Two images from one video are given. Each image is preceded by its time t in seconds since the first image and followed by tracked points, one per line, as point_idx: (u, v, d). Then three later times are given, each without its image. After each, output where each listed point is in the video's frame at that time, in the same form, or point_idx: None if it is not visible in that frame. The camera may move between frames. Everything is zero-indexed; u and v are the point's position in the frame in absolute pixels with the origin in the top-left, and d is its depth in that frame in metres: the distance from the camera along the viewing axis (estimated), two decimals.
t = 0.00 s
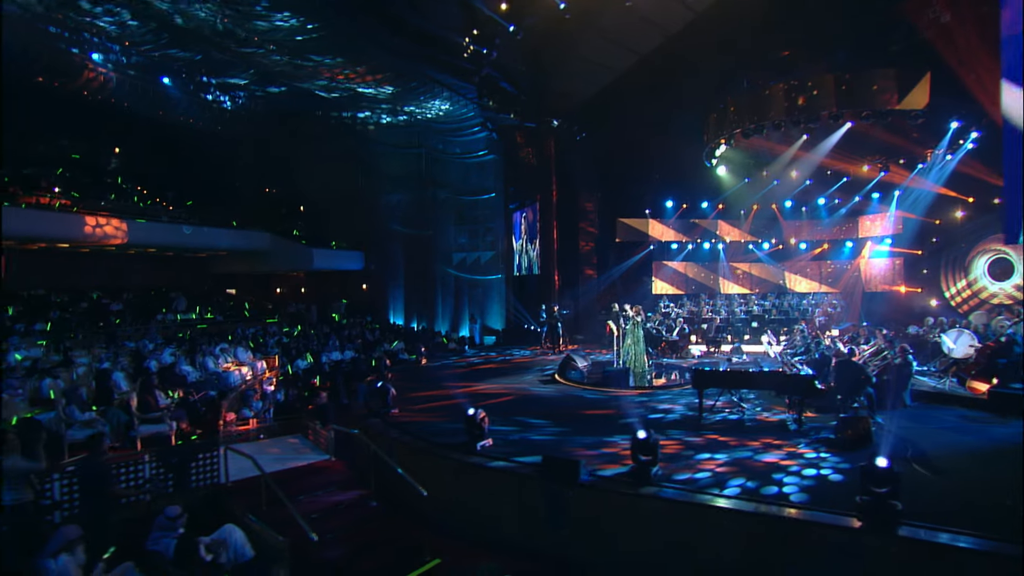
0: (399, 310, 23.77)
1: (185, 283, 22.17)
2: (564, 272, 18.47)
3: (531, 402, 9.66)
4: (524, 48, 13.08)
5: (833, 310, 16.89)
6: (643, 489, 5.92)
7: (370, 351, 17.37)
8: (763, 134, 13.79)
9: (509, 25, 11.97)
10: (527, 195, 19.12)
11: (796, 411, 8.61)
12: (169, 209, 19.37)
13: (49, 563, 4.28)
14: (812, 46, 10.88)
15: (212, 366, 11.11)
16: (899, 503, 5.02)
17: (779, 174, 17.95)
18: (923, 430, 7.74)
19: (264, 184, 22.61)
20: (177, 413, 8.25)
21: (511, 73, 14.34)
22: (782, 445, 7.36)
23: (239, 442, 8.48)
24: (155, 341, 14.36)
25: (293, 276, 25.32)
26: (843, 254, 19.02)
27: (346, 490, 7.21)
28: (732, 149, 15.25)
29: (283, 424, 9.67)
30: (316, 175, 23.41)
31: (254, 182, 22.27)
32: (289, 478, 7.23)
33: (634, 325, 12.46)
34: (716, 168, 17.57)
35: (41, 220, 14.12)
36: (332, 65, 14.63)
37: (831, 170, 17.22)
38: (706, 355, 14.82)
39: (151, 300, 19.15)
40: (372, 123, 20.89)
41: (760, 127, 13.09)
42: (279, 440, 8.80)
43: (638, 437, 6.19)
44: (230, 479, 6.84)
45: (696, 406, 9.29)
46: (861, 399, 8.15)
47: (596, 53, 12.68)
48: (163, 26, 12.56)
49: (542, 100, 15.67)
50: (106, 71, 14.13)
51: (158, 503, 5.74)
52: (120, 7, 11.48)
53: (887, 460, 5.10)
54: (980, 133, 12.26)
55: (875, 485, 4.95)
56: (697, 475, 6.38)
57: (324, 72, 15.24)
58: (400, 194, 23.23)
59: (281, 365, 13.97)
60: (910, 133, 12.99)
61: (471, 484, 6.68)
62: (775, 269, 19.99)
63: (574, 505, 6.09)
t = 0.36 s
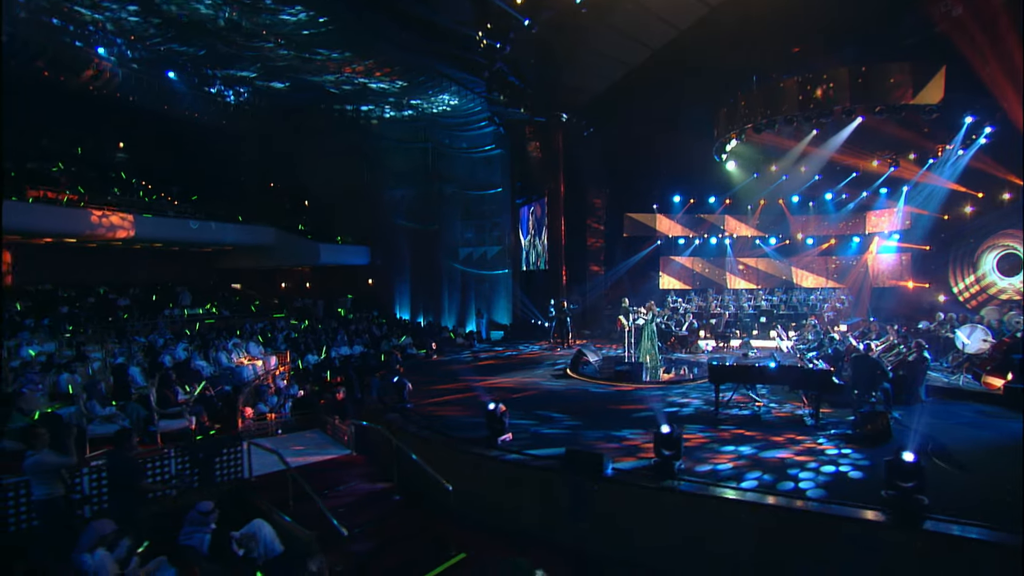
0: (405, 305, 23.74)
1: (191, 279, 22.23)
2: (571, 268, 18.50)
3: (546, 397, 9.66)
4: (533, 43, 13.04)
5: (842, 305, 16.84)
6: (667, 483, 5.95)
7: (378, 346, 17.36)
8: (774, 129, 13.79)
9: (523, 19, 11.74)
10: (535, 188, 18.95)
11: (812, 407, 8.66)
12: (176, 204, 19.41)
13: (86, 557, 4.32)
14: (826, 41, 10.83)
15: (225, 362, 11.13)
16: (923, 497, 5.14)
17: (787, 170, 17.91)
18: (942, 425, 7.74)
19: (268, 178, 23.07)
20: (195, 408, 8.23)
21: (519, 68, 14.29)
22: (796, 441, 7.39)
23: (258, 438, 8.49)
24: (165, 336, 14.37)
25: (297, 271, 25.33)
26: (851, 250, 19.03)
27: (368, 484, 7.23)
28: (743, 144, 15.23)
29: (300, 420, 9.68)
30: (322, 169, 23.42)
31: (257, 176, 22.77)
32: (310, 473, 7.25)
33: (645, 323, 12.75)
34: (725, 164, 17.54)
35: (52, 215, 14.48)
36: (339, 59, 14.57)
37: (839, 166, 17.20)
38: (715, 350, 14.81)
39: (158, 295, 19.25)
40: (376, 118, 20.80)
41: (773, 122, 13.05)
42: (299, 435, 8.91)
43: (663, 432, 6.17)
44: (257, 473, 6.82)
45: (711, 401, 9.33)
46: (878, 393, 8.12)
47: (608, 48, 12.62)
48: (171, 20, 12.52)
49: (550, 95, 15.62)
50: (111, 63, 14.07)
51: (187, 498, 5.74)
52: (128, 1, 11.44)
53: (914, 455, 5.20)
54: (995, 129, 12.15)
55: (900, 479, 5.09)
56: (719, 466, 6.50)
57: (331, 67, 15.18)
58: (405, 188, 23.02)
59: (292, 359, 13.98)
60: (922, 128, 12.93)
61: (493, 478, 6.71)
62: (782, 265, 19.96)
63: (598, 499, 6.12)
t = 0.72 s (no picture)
0: (405, 300, 23.70)
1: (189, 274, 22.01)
2: (572, 263, 18.60)
3: (556, 392, 9.73)
4: (537, 39, 12.98)
5: (843, 300, 16.97)
6: (684, 477, 6.00)
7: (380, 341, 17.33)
8: (777, 126, 13.89)
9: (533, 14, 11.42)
10: (537, 183, 18.94)
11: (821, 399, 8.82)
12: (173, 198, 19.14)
13: (116, 552, 4.41)
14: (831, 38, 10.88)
15: (231, 357, 11.13)
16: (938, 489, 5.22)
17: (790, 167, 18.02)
18: (950, 419, 7.85)
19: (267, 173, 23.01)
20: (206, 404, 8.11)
21: (522, 63, 14.23)
22: (791, 435, 7.51)
23: (273, 434, 8.55)
24: (168, 331, 14.32)
25: (296, 266, 25.23)
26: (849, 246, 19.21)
27: (384, 478, 7.26)
28: (746, 140, 15.31)
29: (311, 416, 9.71)
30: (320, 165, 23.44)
31: (256, 170, 22.76)
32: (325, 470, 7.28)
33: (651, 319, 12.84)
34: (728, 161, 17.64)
35: (49, 210, 14.19)
36: (340, 52, 14.41)
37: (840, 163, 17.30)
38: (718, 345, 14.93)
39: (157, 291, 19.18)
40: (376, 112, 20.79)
41: (778, 118, 13.17)
42: (313, 431, 9.04)
43: (678, 426, 6.24)
44: (273, 468, 6.87)
45: (719, 396, 9.43)
46: (884, 386, 8.26)
47: (613, 44, 12.59)
48: (170, 13, 12.36)
49: (554, 90, 15.62)
50: (110, 58, 13.99)
51: (204, 495, 5.91)
52: None
53: (930, 448, 5.24)
54: (996, 127, 12.25)
55: (916, 472, 5.14)
56: (733, 458, 6.65)
57: (333, 60, 15.09)
58: (406, 183, 22.95)
59: (297, 355, 14.00)
60: (924, 124, 13.01)
61: (509, 473, 6.77)
62: (782, 260, 20.09)
63: (617, 493, 6.17)
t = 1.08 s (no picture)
0: (403, 296, 23.64)
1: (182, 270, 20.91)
2: (571, 259, 18.68)
3: (562, 387, 9.80)
4: (539, 36, 12.93)
5: (839, 296, 17.18)
6: (696, 470, 6.08)
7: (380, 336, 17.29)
8: (777, 122, 14.02)
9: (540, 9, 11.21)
10: (537, 179, 18.96)
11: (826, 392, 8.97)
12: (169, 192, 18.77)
13: (141, 549, 4.48)
14: (834, 36, 10.94)
15: (234, 352, 11.10)
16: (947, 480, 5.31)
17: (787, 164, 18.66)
18: (952, 412, 8.01)
19: (263, 168, 22.62)
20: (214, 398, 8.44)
21: (524, 59, 14.18)
22: (806, 429, 7.59)
23: (285, 429, 8.65)
24: (168, 327, 14.22)
25: (291, 261, 25.01)
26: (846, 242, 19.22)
27: (395, 474, 7.28)
28: (747, 136, 15.43)
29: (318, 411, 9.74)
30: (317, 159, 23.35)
31: (253, 165, 22.27)
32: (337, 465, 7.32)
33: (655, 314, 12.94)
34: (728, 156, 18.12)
35: (43, 205, 13.64)
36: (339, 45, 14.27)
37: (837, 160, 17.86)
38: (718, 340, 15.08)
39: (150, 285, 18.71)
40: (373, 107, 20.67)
41: (781, 115, 13.30)
42: (323, 427, 9.08)
43: (691, 420, 6.28)
44: (288, 465, 6.99)
45: (722, 391, 9.53)
46: (887, 381, 8.40)
47: (616, 41, 12.60)
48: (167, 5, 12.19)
49: (555, 86, 15.61)
50: (106, 51, 13.81)
51: (221, 492, 5.90)
52: None
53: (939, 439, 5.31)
54: (994, 125, 12.43)
55: (925, 463, 5.22)
56: (741, 450, 6.82)
57: (331, 54, 14.97)
58: (404, 178, 22.86)
59: (299, 350, 13.96)
60: (922, 122, 13.15)
61: (520, 467, 6.83)
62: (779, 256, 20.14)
63: (628, 487, 6.25)
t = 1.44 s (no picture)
0: (401, 291, 23.63)
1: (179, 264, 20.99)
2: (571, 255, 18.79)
3: (569, 382, 9.89)
4: (542, 34, 12.95)
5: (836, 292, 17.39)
6: (709, 464, 6.17)
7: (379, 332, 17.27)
8: (778, 120, 14.16)
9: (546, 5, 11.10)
10: (536, 175, 19.00)
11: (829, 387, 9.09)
12: (165, 187, 18.48)
13: (172, 543, 4.62)
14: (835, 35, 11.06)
15: (239, 348, 11.11)
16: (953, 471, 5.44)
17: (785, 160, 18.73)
18: (953, 406, 8.17)
19: (260, 163, 22.50)
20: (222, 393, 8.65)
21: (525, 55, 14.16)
22: (811, 423, 7.75)
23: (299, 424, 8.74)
24: (168, 324, 14.15)
25: (288, 257, 24.87)
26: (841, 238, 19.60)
27: (407, 468, 7.35)
28: (747, 134, 15.56)
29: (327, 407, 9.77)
30: (315, 154, 23.27)
31: (250, 161, 22.14)
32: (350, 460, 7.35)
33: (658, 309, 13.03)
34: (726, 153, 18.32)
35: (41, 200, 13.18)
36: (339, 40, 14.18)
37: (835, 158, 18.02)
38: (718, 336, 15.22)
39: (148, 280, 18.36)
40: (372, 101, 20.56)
41: (781, 113, 13.44)
42: (335, 421, 9.15)
43: (701, 413, 6.40)
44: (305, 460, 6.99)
45: (726, 386, 9.66)
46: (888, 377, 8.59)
47: (618, 39, 12.65)
48: None
49: (556, 83, 15.62)
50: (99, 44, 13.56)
51: (242, 488, 6.24)
52: None
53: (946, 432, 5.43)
54: (991, 122, 12.57)
55: (933, 455, 5.35)
56: (749, 442, 7.01)
57: (331, 48, 14.87)
58: (402, 173, 22.82)
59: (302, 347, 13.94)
60: (920, 121, 13.32)
61: (533, 461, 6.90)
62: (776, 252, 20.41)
63: (641, 481, 6.35)
